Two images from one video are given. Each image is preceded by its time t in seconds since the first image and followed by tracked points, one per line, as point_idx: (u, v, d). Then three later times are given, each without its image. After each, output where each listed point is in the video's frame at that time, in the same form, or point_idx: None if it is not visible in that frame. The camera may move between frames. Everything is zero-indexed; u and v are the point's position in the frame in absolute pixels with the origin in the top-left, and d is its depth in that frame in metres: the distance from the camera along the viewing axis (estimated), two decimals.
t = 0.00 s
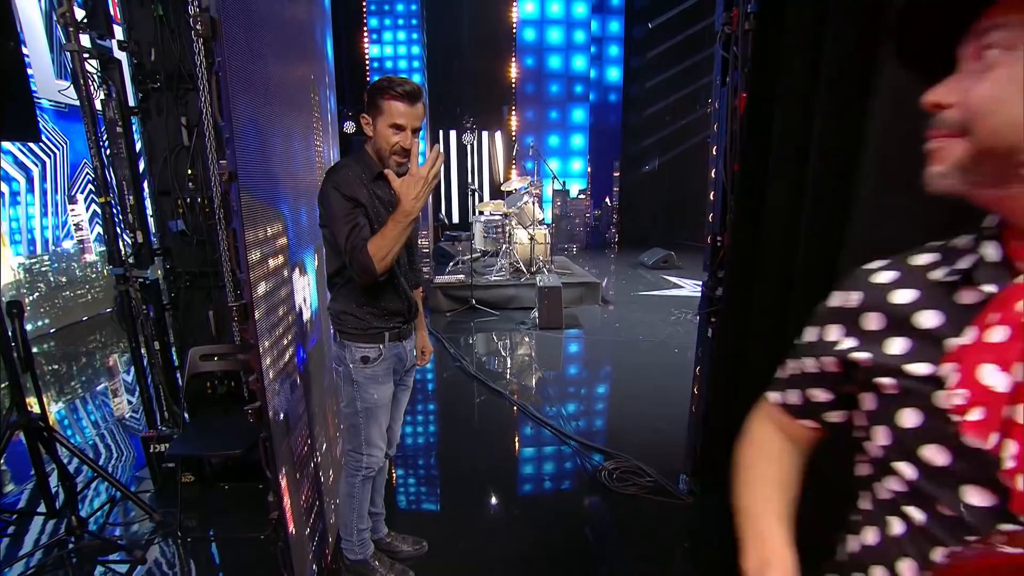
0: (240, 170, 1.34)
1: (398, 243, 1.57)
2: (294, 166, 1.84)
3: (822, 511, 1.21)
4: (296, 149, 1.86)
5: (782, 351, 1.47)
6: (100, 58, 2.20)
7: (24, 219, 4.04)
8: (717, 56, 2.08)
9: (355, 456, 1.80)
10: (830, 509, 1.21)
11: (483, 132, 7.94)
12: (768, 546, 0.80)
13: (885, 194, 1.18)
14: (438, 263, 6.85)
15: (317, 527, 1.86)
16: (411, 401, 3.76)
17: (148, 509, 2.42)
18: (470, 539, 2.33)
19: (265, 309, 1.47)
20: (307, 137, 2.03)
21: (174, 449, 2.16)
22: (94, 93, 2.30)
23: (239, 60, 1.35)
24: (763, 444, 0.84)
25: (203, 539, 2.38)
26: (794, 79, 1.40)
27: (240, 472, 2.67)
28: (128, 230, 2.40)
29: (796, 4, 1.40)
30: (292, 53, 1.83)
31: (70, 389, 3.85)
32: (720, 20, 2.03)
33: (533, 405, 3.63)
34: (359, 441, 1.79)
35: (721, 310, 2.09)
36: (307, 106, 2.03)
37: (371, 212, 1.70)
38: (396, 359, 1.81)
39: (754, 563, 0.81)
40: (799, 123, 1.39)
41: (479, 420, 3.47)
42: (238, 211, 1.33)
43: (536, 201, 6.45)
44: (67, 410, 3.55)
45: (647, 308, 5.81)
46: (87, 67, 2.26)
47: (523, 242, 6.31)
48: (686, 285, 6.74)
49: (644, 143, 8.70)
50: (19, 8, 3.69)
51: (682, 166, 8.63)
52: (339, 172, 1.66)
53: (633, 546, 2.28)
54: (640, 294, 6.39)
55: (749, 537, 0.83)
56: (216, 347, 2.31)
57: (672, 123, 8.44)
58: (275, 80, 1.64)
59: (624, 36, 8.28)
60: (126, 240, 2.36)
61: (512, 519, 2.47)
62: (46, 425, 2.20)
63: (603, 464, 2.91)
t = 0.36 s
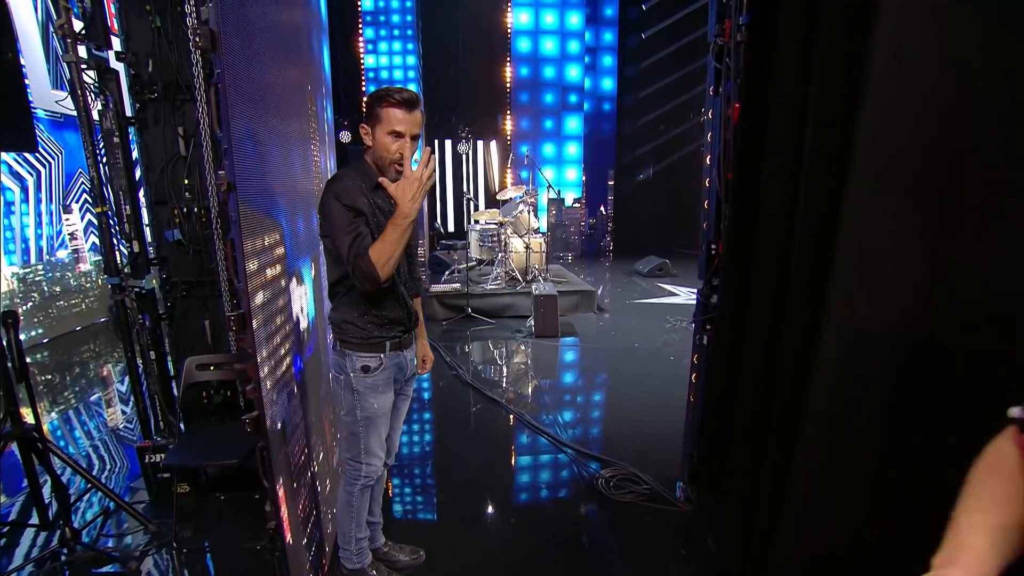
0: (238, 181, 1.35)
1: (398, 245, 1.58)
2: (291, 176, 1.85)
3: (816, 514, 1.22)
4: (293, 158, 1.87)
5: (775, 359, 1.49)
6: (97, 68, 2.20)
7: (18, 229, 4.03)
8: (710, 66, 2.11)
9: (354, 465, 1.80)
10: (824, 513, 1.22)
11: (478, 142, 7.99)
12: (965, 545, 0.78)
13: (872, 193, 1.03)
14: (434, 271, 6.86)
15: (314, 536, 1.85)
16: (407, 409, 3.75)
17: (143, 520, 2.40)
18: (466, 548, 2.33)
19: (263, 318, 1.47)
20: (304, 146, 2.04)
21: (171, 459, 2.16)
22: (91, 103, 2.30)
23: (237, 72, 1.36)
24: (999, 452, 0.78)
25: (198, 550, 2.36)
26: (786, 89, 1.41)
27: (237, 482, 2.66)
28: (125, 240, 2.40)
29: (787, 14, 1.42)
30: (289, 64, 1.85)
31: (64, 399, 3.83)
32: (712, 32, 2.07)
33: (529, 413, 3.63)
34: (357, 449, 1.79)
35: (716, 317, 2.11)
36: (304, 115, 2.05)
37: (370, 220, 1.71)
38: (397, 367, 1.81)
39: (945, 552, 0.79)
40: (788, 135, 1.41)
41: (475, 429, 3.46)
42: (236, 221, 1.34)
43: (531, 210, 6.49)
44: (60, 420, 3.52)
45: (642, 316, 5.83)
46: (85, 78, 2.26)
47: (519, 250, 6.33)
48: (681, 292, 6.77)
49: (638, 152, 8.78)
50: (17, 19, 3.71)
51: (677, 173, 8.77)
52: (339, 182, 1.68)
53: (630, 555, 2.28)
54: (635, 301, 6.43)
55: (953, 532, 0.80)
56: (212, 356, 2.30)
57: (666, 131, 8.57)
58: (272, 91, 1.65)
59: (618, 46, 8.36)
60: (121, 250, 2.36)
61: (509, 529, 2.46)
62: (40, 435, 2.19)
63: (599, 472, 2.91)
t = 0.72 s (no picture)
0: (246, 182, 1.35)
1: (415, 252, 1.59)
2: (298, 178, 1.86)
3: (821, 515, 1.22)
4: (300, 160, 1.88)
5: (780, 360, 1.48)
6: (104, 71, 2.22)
7: (25, 230, 4.05)
8: (715, 68, 2.11)
9: (359, 466, 1.81)
10: (830, 516, 1.21)
11: (480, 144, 8.00)
12: (1015, 517, 0.74)
13: (876, 195, 1.03)
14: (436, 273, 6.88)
15: (319, 538, 1.85)
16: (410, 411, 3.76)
17: (147, 521, 2.41)
18: (469, 550, 2.32)
19: (269, 319, 1.48)
20: (310, 148, 2.05)
21: (177, 459, 2.16)
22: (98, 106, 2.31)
23: (244, 74, 1.37)
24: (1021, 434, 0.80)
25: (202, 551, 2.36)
26: (791, 90, 1.41)
27: (241, 483, 2.67)
28: (130, 242, 2.41)
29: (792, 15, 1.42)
30: (296, 67, 1.86)
31: (69, 400, 3.84)
32: (717, 33, 2.07)
33: (532, 415, 3.64)
34: (362, 451, 1.79)
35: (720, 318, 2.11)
36: (310, 118, 2.06)
37: (380, 221, 1.71)
38: (403, 369, 1.81)
39: (995, 525, 0.75)
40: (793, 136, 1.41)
41: (478, 430, 3.47)
42: (243, 222, 1.34)
43: (534, 212, 6.50)
44: (65, 422, 3.54)
45: (645, 317, 5.84)
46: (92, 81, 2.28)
47: (522, 252, 6.34)
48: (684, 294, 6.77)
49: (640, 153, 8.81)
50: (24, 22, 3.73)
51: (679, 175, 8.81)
52: (347, 184, 1.68)
53: (633, 557, 2.28)
54: (638, 303, 6.43)
55: (1003, 506, 0.76)
56: (217, 357, 2.31)
57: (669, 133, 8.62)
58: (278, 94, 1.66)
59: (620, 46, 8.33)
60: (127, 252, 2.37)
61: (511, 532, 2.45)
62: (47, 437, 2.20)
63: (603, 473, 2.91)
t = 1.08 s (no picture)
0: (248, 181, 1.35)
1: (405, 287, 1.65)
2: (299, 177, 1.85)
3: (825, 511, 1.22)
4: (301, 159, 1.88)
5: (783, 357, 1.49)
6: (106, 71, 2.22)
7: (26, 230, 4.05)
8: (716, 65, 2.11)
9: (361, 465, 1.81)
10: (834, 512, 1.22)
11: (481, 143, 8.00)
12: (953, 483, 0.88)
13: (881, 192, 1.03)
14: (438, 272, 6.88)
15: (322, 536, 1.85)
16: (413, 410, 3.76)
17: (151, 520, 2.41)
18: (473, 548, 2.33)
19: (272, 318, 1.48)
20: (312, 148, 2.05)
21: (180, 458, 2.16)
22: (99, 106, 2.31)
23: (246, 73, 1.37)
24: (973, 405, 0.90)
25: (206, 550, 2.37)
26: (794, 87, 1.41)
27: (244, 482, 2.67)
28: (133, 241, 2.41)
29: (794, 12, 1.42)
30: (297, 66, 1.86)
31: (71, 400, 3.84)
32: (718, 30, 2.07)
33: (535, 413, 3.64)
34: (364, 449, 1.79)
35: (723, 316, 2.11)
36: (312, 117, 2.06)
37: (378, 226, 1.71)
38: (405, 368, 1.81)
39: (935, 494, 0.89)
40: (797, 133, 1.41)
41: (480, 428, 3.47)
42: (246, 221, 1.34)
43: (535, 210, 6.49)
44: (67, 422, 3.53)
45: (647, 315, 5.83)
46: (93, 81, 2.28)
47: (523, 251, 6.33)
48: (685, 292, 6.77)
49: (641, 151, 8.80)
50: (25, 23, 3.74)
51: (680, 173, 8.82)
52: (346, 187, 1.67)
53: (637, 555, 2.28)
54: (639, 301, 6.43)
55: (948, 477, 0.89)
56: (219, 357, 2.32)
57: (669, 131, 8.63)
58: (280, 93, 1.66)
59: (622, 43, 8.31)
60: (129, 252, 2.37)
61: (515, 530, 2.46)
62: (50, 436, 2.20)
63: (606, 471, 2.92)
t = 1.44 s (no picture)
0: (238, 182, 1.36)
1: (406, 245, 1.67)
2: (290, 178, 1.86)
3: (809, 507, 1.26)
4: (291, 161, 1.89)
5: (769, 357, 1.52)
6: (95, 70, 2.22)
7: (12, 229, 4.02)
8: (704, 69, 2.13)
9: (351, 466, 1.81)
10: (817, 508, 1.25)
11: (473, 144, 8.02)
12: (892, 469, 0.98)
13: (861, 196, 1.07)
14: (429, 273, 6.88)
15: (312, 537, 1.85)
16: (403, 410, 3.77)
17: (139, 521, 2.40)
18: (463, 548, 2.35)
19: (262, 319, 1.49)
20: (302, 150, 2.06)
21: (169, 459, 2.16)
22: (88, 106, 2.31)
23: (236, 75, 1.37)
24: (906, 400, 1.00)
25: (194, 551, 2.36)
26: (779, 93, 1.45)
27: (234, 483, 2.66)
28: (122, 242, 2.41)
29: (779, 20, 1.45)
30: (288, 68, 1.86)
31: (59, 401, 3.81)
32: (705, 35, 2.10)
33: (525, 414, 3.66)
34: (354, 450, 1.80)
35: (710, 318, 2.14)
36: (302, 119, 2.06)
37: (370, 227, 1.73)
38: (394, 368, 1.82)
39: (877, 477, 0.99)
40: (781, 137, 1.45)
41: (471, 429, 3.48)
42: (236, 222, 1.35)
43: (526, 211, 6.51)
44: (53, 423, 3.50)
45: (638, 317, 5.87)
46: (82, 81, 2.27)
47: (514, 252, 6.34)
48: (676, 294, 6.81)
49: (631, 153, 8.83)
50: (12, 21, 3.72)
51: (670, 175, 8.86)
52: (333, 190, 1.68)
53: (626, 553, 2.31)
54: (630, 302, 6.46)
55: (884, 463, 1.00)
56: (209, 357, 2.31)
57: (659, 133, 8.57)
58: (271, 95, 1.67)
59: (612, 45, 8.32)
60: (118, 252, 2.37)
61: (505, 529, 2.48)
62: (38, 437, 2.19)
63: (595, 471, 2.94)
